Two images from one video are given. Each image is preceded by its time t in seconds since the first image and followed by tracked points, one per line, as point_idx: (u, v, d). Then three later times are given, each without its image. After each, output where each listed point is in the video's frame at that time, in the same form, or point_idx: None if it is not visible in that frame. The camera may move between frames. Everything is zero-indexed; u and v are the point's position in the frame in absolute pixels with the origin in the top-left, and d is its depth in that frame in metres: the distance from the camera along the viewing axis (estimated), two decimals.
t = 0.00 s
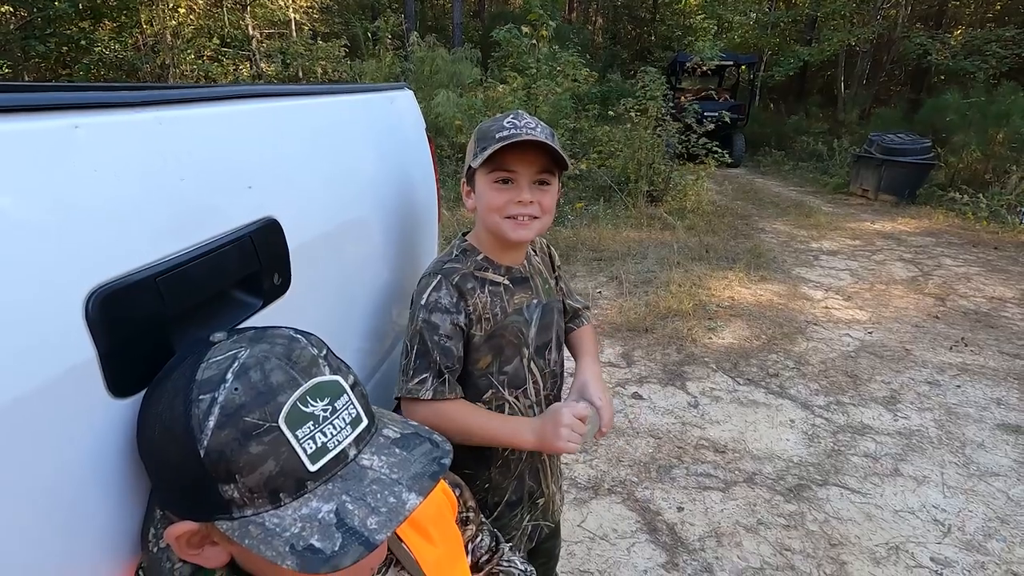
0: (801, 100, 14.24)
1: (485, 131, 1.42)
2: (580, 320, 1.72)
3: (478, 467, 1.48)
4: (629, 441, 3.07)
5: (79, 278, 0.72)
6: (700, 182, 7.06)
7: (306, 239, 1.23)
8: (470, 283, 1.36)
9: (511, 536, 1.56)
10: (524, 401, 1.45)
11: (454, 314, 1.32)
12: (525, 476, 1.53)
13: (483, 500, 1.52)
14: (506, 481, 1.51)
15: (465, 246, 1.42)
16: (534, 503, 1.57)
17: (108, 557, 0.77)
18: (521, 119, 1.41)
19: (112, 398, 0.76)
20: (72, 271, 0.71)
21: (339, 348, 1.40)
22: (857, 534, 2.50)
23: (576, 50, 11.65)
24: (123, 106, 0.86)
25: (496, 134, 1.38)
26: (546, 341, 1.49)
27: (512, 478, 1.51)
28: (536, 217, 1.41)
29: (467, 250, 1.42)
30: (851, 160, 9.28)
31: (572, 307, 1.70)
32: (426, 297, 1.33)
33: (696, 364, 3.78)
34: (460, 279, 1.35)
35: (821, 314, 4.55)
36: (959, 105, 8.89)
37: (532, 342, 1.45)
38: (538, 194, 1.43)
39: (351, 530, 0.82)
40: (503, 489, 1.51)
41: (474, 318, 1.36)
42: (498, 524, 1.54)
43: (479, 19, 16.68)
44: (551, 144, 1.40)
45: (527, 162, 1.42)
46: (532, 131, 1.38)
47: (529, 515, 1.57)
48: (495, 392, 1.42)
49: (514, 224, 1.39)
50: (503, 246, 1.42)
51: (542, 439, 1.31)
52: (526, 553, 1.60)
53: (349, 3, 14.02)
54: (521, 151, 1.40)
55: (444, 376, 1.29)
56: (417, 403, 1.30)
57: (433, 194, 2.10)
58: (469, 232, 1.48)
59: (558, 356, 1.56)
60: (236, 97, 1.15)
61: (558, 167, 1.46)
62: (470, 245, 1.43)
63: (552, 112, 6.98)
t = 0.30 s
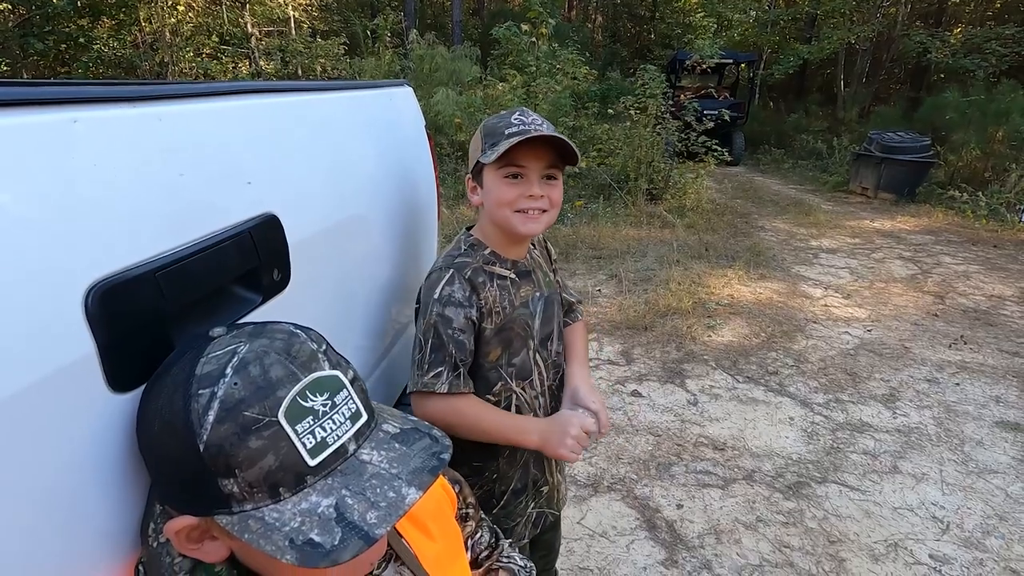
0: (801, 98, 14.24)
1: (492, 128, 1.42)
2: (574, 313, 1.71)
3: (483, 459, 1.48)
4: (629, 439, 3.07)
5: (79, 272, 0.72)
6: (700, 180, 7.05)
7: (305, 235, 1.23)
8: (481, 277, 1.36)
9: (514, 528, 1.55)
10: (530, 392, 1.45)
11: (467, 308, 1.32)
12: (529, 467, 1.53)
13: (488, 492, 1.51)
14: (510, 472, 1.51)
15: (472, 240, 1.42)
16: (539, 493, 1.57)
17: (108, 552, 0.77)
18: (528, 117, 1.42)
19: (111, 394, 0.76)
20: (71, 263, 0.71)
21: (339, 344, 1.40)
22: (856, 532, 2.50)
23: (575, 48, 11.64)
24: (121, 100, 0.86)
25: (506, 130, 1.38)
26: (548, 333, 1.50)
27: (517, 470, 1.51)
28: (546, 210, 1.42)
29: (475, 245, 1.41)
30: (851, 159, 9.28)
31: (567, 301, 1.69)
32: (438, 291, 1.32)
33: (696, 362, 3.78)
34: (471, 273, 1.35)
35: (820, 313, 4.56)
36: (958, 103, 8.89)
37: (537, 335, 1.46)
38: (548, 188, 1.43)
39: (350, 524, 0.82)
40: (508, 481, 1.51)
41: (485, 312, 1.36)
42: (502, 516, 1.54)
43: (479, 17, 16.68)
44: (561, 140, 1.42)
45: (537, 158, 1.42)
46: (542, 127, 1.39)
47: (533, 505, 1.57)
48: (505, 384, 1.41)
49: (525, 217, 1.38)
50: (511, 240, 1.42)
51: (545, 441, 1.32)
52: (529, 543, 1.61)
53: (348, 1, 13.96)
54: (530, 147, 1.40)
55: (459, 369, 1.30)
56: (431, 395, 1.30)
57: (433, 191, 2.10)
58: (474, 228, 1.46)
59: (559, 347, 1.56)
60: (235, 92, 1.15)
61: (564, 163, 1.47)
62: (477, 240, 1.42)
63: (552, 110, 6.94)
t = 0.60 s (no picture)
0: (799, 97, 14.24)
1: (496, 127, 1.42)
2: (564, 314, 1.69)
3: (488, 455, 1.48)
4: (627, 438, 3.07)
5: (73, 273, 0.71)
6: (698, 179, 7.06)
7: (302, 236, 1.22)
8: (487, 273, 1.36)
9: (514, 524, 1.55)
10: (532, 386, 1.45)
11: (475, 302, 1.32)
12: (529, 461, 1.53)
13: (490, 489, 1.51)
14: (511, 468, 1.50)
15: (475, 236, 1.41)
16: (535, 486, 1.58)
17: (103, 553, 0.77)
18: (530, 116, 1.43)
19: (106, 395, 0.75)
20: (65, 264, 0.70)
21: (336, 344, 1.40)
22: (855, 530, 2.50)
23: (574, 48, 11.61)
24: (116, 100, 0.86)
25: (512, 128, 1.38)
26: (546, 328, 1.50)
27: (518, 464, 1.51)
28: (548, 207, 1.43)
29: (478, 241, 1.41)
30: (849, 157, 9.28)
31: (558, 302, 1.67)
32: (446, 285, 1.32)
33: (695, 361, 3.78)
34: (479, 268, 1.35)
35: (819, 311, 4.56)
36: (957, 101, 8.89)
37: (538, 330, 1.46)
38: (551, 185, 1.43)
39: (346, 525, 0.82)
40: (509, 475, 1.51)
41: (491, 306, 1.36)
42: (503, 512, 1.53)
43: (476, 16, 16.65)
44: (566, 138, 1.42)
45: (541, 156, 1.42)
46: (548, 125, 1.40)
47: (531, 499, 1.58)
48: (508, 378, 1.41)
49: (530, 214, 1.39)
50: (513, 236, 1.41)
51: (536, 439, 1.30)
52: (529, 538, 1.61)
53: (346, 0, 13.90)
54: (535, 144, 1.41)
55: (468, 361, 1.30)
56: (434, 389, 1.30)
57: (431, 191, 2.10)
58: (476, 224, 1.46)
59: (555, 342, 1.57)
60: (231, 92, 1.15)
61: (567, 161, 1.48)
62: (480, 236, 1.42)
63: (550, 109, 6.93)
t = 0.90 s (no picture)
0: (796, 95, 14.26)
1: (500, 126, 1.42)
2: (570, 316, 1.67)
3: (488, 455, 1.48)
4: (627, 437, 3.07)
5: (67, 276, 0.71)
6: (696, 178, 7.08)
7: (297, 237, 1.22)
8: (489, 271, 1.36)
9: (511, 524, 1.55)
10: (530, 387, 1.45)
11: (474, 299, 1.32)
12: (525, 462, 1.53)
13: (486, 489, 1.51)
14: (508, 468, 1.50)
15: (478, 234, 1.41)
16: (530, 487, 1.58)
17: (98, 557, 0.76)
18: (534, 115, 1.43)
19: (101, 398, 0.75)
20: (58, 268, 0.70)
21: (334, 346, 1.40)
22: (854, 528, 2.50)
23: (572, 47, 11.62)
24: (109, 102, 0.86)
25: (514, 126, 1.38)
26: (547, 330, 1.50)
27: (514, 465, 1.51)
28: (551, 205, 1.42)
29: (483, 238, 1.41)
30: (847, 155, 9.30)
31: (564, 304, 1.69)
32: (447, 280, 1.32)
33: (694, 360, 3.78)
34: (480, 266, 1.35)
35: (817, 309, 4.57)
36: (954, 99, 8.90)
37: (539, 331, 1.46)
38: (553, 183, 1.43)
39: (343, 529, 0.82)
40: (506, 476, 1.50)
41: (491, 304, 1.35)
42: (500, 513, 1.53)
43: (474, 16, 16.65)
44: (569, 136, 1.42)
45: (544, 154, 1.42)
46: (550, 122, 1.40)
47: (527, 499, 1.58)
48: (506, 377, 1.40)
49: (532, 210, 1.38)
50: (516, 232, 1.41)
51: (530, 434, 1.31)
52: (528, 538, 1.61)
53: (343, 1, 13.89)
54: (538, 142, 1.41)
55: (461, 356, 1.28)
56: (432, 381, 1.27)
57: (429, 192, 2.09)
58: (480, 222, 1.46)
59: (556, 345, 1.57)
60: (225, 94, 1.14)
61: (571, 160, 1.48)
62: (485, 234, 1.42)
63: (547, 109, 6.93)
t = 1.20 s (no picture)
0: (792, 91, 14.27)
1: (531, 127, 1.44)
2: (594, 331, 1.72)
3: (480, 462, 1.48)
4: (626, 435, 3.07)
5: (58, 282, 0.71)
6: (692, 176, 7.09)
7: (291, 239, 1.22)
8: (501, 278, 1.35)
9: (509, 531, 1.55)
10: (534, 400, 1.44)
11: (481, 306, 1.31)
12: (521, 471, 1.53)
13: (482, 496, 1.50)
14: (503, 475, 1.50)
15: (498, 239, 1.41)
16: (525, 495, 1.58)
17: (92, 563, 0.76)
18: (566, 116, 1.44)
19: (93, 404, 0.75)
20: (49, 273, 0.70)
21: (330, 348, 1.40)
22: (853, 523, 2.51)
23: (567, 46, 11.62)
24: (99, 106, 0.85)
25: (542, 125, 1.39)
26: (561, 344, 1.49)
27: (508, 472, 1.51)
28: (575, 209, 1.40)
29: (501, 244, 1.40)
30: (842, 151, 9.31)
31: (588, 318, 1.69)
32: (456, 283, 1.32)
33: (692, 357, 3.78)
34: (492, 272, 1.34)
35: (815, 305, 4.57)
36: (949, 94, 8.91)
37: (550, 345, 1.45)
38: (579, 186, 1.42)
39: (338, 533, 0.82)
40: (500, 483, 1.51)
41: (499, 313, 1.35)
42: (495, 520, 1.53)
43: (468, 15, 16.63)
44: (598, 137, 1.42)
45: (573, 156, 1.42)
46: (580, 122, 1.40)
47: (522, 508, 1.58)
48: (509, 388, 1.40)
49: (554, 211, 1.38)
50: (537, 236, 1.40)
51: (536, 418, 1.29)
52: (520, 547, 1.60)
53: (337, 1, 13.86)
54: (567, 143, 1.41)
55: (463, 362, 1.28)
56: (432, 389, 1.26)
57: (424, 192, 2.09)
58: (504, 227, 1.47)
59: (568, 360, 1.55)
60: (217, 96, 1.14)
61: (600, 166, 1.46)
62: (504, 239, 1.41)
63: (543, 107, 6.92)
